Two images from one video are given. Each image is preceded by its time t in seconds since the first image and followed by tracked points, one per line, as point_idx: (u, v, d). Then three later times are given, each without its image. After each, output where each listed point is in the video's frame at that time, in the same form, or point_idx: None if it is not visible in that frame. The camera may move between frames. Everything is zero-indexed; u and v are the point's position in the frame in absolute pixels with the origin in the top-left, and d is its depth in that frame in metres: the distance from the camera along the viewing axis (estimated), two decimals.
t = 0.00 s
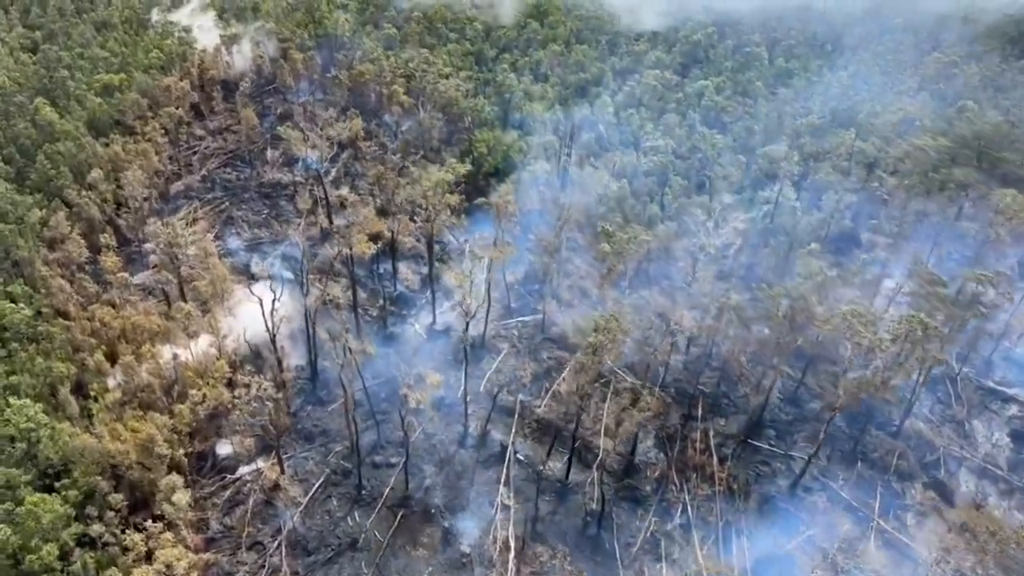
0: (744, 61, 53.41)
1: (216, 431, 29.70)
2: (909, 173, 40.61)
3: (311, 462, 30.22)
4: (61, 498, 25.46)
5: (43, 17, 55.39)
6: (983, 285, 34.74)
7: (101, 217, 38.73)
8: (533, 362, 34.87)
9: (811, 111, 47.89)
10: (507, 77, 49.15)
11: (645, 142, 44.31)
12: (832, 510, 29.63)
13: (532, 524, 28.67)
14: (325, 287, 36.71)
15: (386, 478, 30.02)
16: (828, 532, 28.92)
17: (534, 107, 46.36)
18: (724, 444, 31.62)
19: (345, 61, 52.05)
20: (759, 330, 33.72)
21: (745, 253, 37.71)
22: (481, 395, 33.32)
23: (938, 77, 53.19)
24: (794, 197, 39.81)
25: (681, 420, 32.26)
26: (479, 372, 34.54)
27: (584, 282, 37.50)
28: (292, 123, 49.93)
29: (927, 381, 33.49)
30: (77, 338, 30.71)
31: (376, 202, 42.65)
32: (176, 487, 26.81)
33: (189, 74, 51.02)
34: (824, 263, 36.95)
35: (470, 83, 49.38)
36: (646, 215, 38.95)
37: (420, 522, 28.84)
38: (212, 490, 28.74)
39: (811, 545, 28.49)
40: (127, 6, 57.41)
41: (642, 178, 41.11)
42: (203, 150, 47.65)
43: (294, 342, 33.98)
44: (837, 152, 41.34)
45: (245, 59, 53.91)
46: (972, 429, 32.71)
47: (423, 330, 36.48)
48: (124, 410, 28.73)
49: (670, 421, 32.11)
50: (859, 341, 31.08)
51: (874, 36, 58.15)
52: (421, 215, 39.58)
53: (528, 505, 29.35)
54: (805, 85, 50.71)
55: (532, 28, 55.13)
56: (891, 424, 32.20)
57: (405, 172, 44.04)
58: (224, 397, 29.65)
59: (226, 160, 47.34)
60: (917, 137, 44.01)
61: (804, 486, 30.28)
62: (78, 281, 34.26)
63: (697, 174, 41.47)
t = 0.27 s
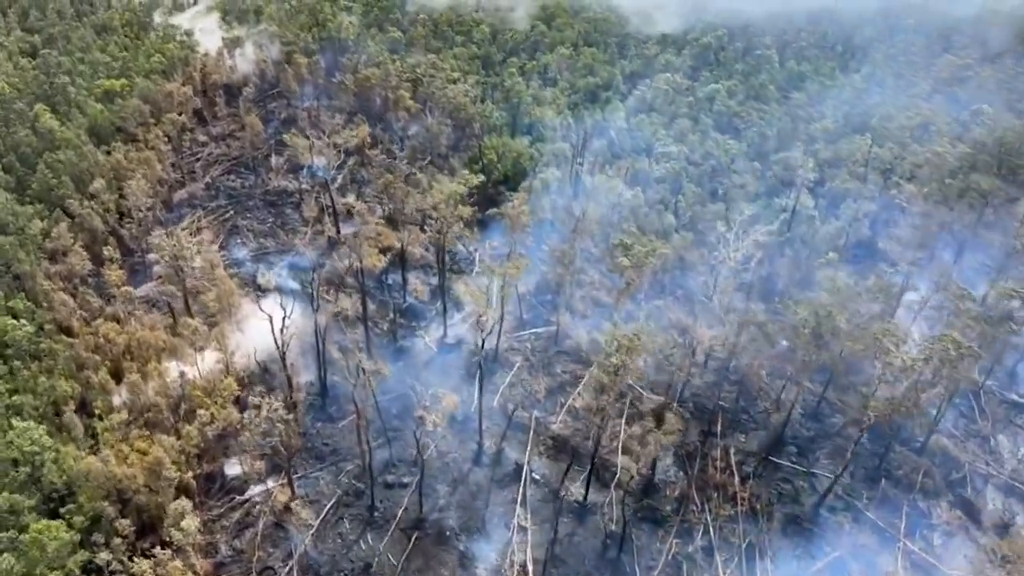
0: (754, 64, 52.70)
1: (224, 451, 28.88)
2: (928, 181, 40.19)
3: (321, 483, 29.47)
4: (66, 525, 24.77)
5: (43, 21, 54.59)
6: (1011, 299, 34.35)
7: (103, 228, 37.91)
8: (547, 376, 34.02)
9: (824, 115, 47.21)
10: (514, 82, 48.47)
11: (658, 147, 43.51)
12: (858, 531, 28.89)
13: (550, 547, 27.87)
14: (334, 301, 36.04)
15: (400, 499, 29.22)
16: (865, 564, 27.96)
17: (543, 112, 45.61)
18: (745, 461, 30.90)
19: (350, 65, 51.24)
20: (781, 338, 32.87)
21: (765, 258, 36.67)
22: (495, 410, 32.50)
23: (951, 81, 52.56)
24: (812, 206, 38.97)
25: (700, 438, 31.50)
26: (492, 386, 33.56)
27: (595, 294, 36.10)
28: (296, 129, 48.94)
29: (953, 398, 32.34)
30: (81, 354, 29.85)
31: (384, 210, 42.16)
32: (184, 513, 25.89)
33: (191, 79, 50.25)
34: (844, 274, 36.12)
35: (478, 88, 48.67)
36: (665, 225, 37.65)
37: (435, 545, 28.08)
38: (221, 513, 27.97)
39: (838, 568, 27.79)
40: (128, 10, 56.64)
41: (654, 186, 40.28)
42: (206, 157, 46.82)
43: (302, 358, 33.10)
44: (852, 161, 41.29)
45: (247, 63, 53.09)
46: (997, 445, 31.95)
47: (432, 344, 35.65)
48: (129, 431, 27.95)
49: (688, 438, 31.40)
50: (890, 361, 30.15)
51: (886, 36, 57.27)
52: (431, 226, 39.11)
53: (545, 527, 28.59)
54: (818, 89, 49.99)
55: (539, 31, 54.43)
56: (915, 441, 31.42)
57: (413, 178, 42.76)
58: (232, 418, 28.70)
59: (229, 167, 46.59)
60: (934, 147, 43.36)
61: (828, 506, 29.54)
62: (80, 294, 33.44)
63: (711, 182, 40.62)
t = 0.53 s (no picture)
0: (764, 68, 52.14)
1: (233, 473, 28.03)
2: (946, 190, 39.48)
3: (333, 505, 28.81)
4: (72, 553, 24.07)
5: (42, 26, 53.84)
6: None
7: (106, 239, 37.23)
8: (561, 393, 33.21)
9: (837, 121, 46.63)
10: (522, 88, 47.97)
11: (671, 154, 42.82)
12: (884, 553, 28.23)
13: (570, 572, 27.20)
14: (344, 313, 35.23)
15: (414, 522, 28.52)
16: None
17: (553, 118, 44.92)
18: (767, 480, 30.22)
19: (355, 70, 50.56)
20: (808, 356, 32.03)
21: (783, 266, 35.85)
22: (509, 427, 31.79)
23: (964, 85, 51.95)
24: (830, 217, 38.50)
25: (721, 456, 30.73)
26: (506, 403, 32.67)
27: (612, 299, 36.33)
28: (300, 135, 48.62)
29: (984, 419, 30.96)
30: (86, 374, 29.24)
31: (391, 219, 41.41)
32: (194, 540, 24.76)
33: (194, 85, 49.56)
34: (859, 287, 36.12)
35: (486, 94, 48.04)
36: (677, 231, 37.21)
37: (452, 570, 27.39)
38: (230, 537, 27.15)
39: None
40: (129, 14, 55.91)
41: (668, 196, 39.62)
42: (210, 165, 46.28)
43: (313, 377, 32.40)
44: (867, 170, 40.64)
45: (251, 69, 52.38)
46: None
47: (443, 357, 34.91)
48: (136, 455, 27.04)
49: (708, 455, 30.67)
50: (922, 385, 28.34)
51: (896, 38, 56.67)
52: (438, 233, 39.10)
53: (564, 550, 27.91)
54: (831, 93, 49.39)
55: (547, 35, 53.82)
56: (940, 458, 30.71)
57: (421, 186, 42.70)
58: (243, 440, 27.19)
59: (233, 175, 45.97)
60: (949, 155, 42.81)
61: (853, 527, 28.88)
62: (84, 309, 32.91)
63: (724, 189, 40.08)
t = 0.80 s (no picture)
0: (775, 73, 51.49)
1: (242, 496, 27.12)
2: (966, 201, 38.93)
3: (345, 529, 28.04)
4: None
5: (42, 31, 53.02)
6: None
7: (109, 252, 36.41)
8: (577, 410, 32.26)
9: (851, 126, 45.84)
10: (530, 94, 47.30)
11: (684, 162, 42.04)
12: None
13: None
14: (357, 330, 34.67)
15: (430, 547, 27.80)
16: None
17: (563, 125, 44.24)
18: (790, 501, 29.59)
19: (361, 76, 49.82)
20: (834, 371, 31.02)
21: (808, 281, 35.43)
22: (525, 445, 30.81)
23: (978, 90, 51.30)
24: (849, 225, 38.11)
25: (744, 476, 29.84)
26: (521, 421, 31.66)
27: (624, 313, 34.86)
28: (304, 142, 47.98)
29: None
30: (90, 395, 28.44)
31: (399, 229, 40.90)
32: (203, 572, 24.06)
33: (196, 93, 48.79)
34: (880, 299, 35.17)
35: (494, 100, 47.31)
36: (692, 240, 36.45)
37: None
38: (240, 564, 26.28)
39: None
40: (129, 19, 55.08)
41: (683, 205, 38.76)
42: (213, 174, 45.57)
43: (323, 397, 31.77)
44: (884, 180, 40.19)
45: (254, 75, 51.60)
46: None
47: (455, 373, 34.13)
48: (142, 480, 26.26)
49: (731, 476, 29.77)
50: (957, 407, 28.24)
51: (909, 41, 55.80)
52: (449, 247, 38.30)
53: None
54: (844, 98, 48.63)
55: (554, 39, 53.11)
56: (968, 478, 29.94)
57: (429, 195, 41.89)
58: (253, 466, 26.85)
59: (237, 184, 45.29)
60: (966, 163, 42.16)
61: (880, 551, 28.26)
62: (87, 327, 32.15)
63: (739, 197, 39.28)
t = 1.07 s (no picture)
0: (787, 78, 50.84)
1: (251, 524, 26.32)
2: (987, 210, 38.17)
3: (359, 556, 27.35)
4: None
5: (41, 39, 52.20)
6: None
7: (112, 267, 35.61)
8: (594, 429, 31.46)
9: (866, 132, 45.08)
10: (539, 102, 46.66)
11: (698, 171, 41.30)
12: None
13: None
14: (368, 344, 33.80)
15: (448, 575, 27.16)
16: None
17: (575, 134, 43.60)
18: (815, 525, 29.08)
19: (366, 83, 49.08)
20: (865, 391, 29.91)
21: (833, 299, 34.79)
22: (540, 467, 30.10)
23: (992, 94, 50.64)
24: (871, 237, 37.35)
25: (766, 499, 29.29)
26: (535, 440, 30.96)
27: (638, 329, 34.24)
28: (310, 151, 47.29)
29: None
30: (94, 419, 27.69)
31: (408, 241, 40.32)
32: None
33: (199, 100, 47.98)
34: (899, 313, 35.05)
35: (503, 108, 46.70)
36: (707, 252, 35.86)
37: None
38: None
39: None
40: (130, 25, 54.24)
41: (697, 216, 38.11)
42: (217, 184, 44.76)
43: (335, 419, 30.95)
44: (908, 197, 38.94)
45: (257, 82, 50.86)
46: None
47: (467, 391, 33.25)
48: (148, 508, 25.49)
49: (755, 500, 29.08)
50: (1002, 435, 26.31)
51: (922, 44, 54.92)
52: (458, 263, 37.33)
53: None
54: (858, 104, 47.92)
55: (562, 45, 52.44)
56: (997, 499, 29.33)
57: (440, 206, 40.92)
58: (263, 493, 25.76)
59: (242, 195, 44.49)
60: (984, 172, 41.55)
61: None
62: (91, 346, 31.39)
63: (754, 207, 38.72)
